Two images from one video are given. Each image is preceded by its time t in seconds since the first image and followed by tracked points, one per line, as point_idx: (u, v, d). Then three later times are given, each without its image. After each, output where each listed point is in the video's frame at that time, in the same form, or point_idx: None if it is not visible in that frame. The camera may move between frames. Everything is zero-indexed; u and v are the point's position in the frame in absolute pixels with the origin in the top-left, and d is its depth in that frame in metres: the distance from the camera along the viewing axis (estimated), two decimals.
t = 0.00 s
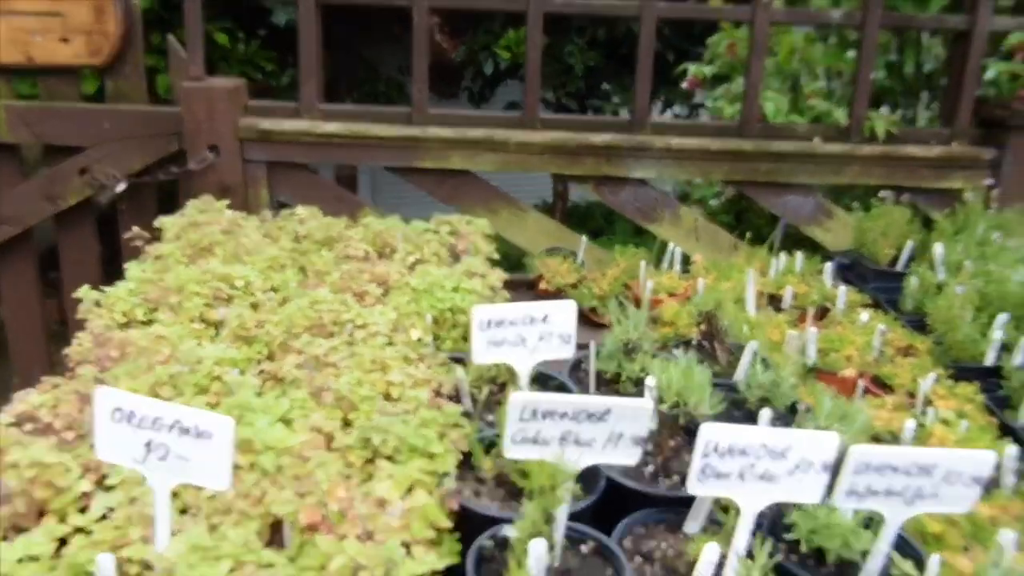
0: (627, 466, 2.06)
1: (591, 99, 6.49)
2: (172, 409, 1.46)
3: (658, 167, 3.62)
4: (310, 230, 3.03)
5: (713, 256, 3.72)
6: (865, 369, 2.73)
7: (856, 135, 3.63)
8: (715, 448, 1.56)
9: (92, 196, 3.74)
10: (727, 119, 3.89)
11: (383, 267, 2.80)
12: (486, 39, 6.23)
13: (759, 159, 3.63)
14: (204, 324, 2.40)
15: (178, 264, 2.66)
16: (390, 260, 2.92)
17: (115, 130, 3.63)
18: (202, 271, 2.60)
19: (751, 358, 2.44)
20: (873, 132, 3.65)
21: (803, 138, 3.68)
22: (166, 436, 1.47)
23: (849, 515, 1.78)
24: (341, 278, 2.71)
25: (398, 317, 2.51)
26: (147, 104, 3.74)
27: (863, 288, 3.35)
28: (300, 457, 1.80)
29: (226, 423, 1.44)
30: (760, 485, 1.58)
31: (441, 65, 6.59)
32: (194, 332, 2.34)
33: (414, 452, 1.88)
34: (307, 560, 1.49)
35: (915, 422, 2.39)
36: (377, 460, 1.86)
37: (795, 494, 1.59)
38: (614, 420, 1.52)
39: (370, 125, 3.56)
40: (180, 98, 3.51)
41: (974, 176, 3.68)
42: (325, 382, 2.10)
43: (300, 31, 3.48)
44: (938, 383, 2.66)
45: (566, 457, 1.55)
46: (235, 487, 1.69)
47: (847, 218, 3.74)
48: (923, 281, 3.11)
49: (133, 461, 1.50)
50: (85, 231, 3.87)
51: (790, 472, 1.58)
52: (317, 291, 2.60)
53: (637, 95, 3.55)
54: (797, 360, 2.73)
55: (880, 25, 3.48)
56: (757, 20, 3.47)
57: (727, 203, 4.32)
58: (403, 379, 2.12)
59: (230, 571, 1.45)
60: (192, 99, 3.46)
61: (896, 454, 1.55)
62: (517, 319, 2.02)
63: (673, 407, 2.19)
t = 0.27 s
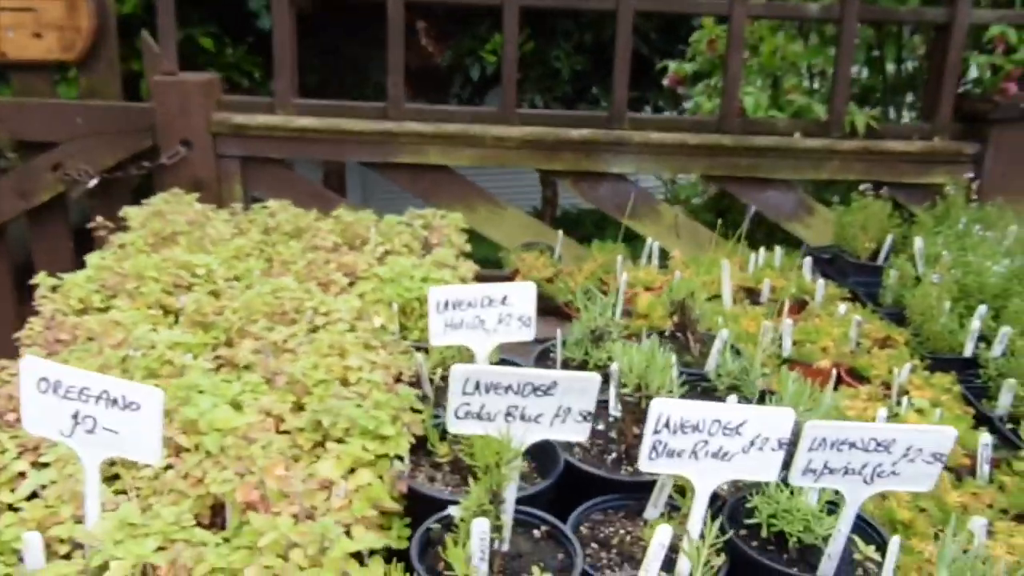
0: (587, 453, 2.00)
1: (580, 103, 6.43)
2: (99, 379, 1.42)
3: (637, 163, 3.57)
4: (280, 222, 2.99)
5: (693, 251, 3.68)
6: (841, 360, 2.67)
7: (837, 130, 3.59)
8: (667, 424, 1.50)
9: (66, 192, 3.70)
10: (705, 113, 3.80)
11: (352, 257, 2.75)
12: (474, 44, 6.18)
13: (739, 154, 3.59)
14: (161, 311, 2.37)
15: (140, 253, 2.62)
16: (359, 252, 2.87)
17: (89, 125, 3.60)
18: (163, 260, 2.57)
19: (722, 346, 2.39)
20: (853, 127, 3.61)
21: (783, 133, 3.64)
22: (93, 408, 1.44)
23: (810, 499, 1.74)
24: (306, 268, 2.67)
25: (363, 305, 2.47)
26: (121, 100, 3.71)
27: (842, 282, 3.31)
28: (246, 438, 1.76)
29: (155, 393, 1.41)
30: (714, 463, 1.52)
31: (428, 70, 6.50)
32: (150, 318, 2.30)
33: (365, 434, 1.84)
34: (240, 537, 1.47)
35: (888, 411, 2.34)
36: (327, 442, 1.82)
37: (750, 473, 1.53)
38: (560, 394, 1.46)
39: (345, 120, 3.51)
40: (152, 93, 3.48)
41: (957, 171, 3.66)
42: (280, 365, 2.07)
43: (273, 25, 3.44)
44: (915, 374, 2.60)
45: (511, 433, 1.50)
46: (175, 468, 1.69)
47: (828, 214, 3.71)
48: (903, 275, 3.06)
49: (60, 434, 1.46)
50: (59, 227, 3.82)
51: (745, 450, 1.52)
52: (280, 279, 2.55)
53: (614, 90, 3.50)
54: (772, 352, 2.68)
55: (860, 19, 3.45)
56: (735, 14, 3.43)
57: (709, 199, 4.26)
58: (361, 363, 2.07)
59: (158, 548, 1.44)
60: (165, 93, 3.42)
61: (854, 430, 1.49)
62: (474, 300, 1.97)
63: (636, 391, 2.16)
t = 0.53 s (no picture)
0: (555, 426, 1.94)
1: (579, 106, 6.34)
2: (31, 325, 1.47)
3: (621, 152, 3.54)
4: (256, 206, 2.96)
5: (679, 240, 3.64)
6: (826, 345, 2.59)
7: (824, 120, 3.55)
8: (622, 380, 1.42)
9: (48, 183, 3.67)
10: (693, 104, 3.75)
11: (327, 237, 2.71)
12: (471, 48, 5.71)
13: (725, 144, 3.56)
14: (127, 286, 2.34)
15: (111, 230, 2.60)
16: (335, 233, 2.83)
17: (71, 116, 3.56)
18: (134, 236, 2.54)
19: (700, 325, 2.33)
20: (842, 117, 3.56)
21: (771, 124, 3.59)
22: (25, 357, 1.48)
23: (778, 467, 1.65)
24: (278, 247, 2.63)
25: (334, 282, 2.42)
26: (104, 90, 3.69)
27: (830, 272, 3.24)
28: (196, 400, 1.73)
29: (87, 340, 1.44)
30: (672, 423, 1.44)
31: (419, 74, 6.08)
32: (113, 291, 2.27)
33: (320, 401, 1.80)
34: (176, 492, 1.47)
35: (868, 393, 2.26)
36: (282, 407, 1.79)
37: (710, 435, 1.45)
38: (510, 346, 1.41)
39: (330, 108, 3.49)
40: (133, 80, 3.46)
41: (949, 162, 3.60)
42: (240, 335, 2.04)
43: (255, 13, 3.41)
44: (899, 358, 2.52)
45: (461, 388, 1.45)
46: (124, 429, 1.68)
47: (817, 206, 3.66)
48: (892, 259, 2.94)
49: None
50: (41, 218, 3.79)
51: (705, 409, 1.44)
52: (249, 257, 2.51)
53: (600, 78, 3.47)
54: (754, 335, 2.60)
55: (848, 8, 3.40)
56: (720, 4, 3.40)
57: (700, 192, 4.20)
58: (323, 333, 2.03)
59: (89, 501, 1.45)
60: (146, 80, 3.42)
61: (819, 388, 1.40)
62: (438, 267, 1.93)
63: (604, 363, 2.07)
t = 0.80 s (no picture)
0: (563, 414, 1.91)
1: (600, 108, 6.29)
2: (31, 306, 1.51)
3: (636, 146, 3.52)
4: (269, 202, 2.97)
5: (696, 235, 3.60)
6: (843, 337, 2.53)
7: (843, 112, 3.49)
8: (622, 357, 1.41)
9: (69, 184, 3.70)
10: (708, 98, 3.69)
11: (338, 230, 2.70)
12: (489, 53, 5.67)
13: (741, 137, 3.52)
14: (138, 278, 2.35)
15: (125, 224, 2.62)
16: (348, 228, 2.83)
17: (90, 117, 3.60)
18: (147, 230, 2.55)
19: (712, 313, 2.27)
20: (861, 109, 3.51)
21: (788, 117, 3.54)
22: (26, 337, 1.52)
23: (787, 454, 1.59)
24: (288, 241, 2.62)
25: (344, 273, 2.42)
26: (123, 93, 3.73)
27: (850, 265, 3.17)
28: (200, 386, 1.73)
29: (84, 318, 1.47)
30: (675, 402, 1.41)
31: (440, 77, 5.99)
32: (124, 283, 2.28)
33: (323, 386, 1.79)
34: (174, 473, 1.46)
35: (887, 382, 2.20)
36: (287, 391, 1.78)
37: (713, 414, 1.42)
38: (507, 322, 1.41)
39: (344, 106, 3.50)
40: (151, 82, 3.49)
41: (973, 154, 3.53)
42: (247, 323, 2.04)
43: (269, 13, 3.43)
44: (919, 348, 2.46)
45: (459, 367, 1.44)
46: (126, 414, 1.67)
47: (836, 199, 3.61)
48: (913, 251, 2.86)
49: None
50: (62, 220, 3.83)
51: (707, 388, 1.41)
52: (260, 250, 2.51)
53: (613, 72, 3.45)
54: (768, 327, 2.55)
55: None
56: None
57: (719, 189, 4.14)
58: (330, 322, 2.03)
59: (89, 483, 1.44)
60: (163, 81, 3.45)
61: (823, 364, 1.36)
62: (442, 253, 1.93)
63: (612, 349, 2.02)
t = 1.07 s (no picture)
0: (570, 410, 1.91)
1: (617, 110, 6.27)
2: (42, 302, 1.54)
3: (650, 147, 3.51)
4: (283, 202, 2.99)
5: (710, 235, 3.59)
6: (856, 337, 2.51)
7: (859, 112, 3.47)
8: (625, 351, 1.41)
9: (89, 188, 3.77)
10: (723, 98, 3.67)
11: (351, 229, 2.72)
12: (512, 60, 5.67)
13: (756, 138, 3.50)
14: (153, 277, 2.38)
15: (142, 224, 2.66)
16: (361, 227, 2.85)
17: (109, 123, 3.65)
18: (162, 230, 2.58)
19: (722, 312, 2.25)
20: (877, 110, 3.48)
21: (803, 117, 3.52)
22: (38, 333, 1.54)
23: (793, 451, 1.59)
24: (301, 240, 2.64)
25: (355, 271, 2.43)
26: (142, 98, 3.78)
27: (865, 266, 3.15)
28: (210, 380, 1.74)
29: (95, 313, 1.50)
30: (678, 396, 1.41)
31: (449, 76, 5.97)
32: (138, 282, 2.31)
33: (331, 382, 1.80)
34: (182, 464, 1.47)
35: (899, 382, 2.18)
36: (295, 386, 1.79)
37: (716, 409, 1.42)
38: (510, 315, 1.41)
39: (359, 107, 3.53)
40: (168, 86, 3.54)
41: (991, 155, 3.46)
42: (257, 320, 2.05)
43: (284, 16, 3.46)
44: (933, 349, 2.43)
45: (462, 360, 1.45)
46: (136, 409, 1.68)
47: (852, 199, 3.58)
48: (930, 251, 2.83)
49: (10, 362, 1.56)
50: (81, 223, 3.89)
51: (711, 382, 1.41)
52: (273, 248, 2.53)
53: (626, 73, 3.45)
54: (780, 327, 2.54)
55: None
56: None
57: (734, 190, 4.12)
58: (339, 318, 2.04)
59: (97, 475, 1.44)
60: (179, 86, 3.49)
61: (826, 360, 1.35)
62: (450, 249, 1.94)
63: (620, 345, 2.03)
